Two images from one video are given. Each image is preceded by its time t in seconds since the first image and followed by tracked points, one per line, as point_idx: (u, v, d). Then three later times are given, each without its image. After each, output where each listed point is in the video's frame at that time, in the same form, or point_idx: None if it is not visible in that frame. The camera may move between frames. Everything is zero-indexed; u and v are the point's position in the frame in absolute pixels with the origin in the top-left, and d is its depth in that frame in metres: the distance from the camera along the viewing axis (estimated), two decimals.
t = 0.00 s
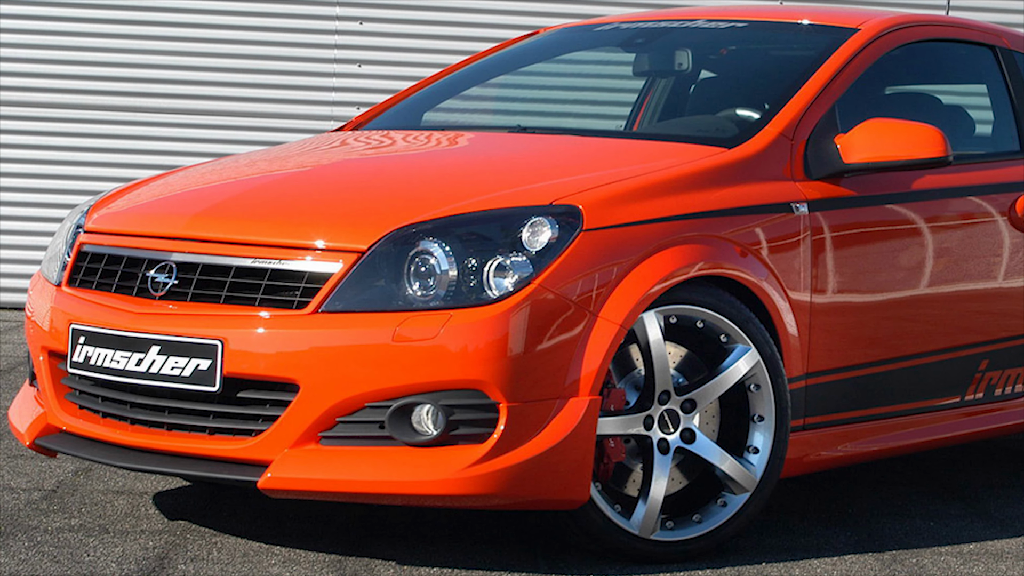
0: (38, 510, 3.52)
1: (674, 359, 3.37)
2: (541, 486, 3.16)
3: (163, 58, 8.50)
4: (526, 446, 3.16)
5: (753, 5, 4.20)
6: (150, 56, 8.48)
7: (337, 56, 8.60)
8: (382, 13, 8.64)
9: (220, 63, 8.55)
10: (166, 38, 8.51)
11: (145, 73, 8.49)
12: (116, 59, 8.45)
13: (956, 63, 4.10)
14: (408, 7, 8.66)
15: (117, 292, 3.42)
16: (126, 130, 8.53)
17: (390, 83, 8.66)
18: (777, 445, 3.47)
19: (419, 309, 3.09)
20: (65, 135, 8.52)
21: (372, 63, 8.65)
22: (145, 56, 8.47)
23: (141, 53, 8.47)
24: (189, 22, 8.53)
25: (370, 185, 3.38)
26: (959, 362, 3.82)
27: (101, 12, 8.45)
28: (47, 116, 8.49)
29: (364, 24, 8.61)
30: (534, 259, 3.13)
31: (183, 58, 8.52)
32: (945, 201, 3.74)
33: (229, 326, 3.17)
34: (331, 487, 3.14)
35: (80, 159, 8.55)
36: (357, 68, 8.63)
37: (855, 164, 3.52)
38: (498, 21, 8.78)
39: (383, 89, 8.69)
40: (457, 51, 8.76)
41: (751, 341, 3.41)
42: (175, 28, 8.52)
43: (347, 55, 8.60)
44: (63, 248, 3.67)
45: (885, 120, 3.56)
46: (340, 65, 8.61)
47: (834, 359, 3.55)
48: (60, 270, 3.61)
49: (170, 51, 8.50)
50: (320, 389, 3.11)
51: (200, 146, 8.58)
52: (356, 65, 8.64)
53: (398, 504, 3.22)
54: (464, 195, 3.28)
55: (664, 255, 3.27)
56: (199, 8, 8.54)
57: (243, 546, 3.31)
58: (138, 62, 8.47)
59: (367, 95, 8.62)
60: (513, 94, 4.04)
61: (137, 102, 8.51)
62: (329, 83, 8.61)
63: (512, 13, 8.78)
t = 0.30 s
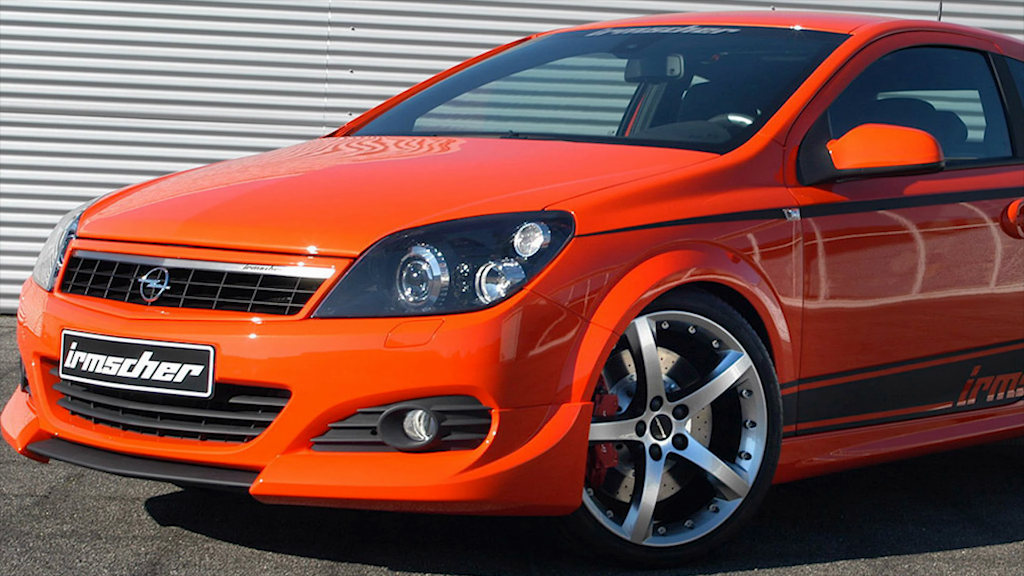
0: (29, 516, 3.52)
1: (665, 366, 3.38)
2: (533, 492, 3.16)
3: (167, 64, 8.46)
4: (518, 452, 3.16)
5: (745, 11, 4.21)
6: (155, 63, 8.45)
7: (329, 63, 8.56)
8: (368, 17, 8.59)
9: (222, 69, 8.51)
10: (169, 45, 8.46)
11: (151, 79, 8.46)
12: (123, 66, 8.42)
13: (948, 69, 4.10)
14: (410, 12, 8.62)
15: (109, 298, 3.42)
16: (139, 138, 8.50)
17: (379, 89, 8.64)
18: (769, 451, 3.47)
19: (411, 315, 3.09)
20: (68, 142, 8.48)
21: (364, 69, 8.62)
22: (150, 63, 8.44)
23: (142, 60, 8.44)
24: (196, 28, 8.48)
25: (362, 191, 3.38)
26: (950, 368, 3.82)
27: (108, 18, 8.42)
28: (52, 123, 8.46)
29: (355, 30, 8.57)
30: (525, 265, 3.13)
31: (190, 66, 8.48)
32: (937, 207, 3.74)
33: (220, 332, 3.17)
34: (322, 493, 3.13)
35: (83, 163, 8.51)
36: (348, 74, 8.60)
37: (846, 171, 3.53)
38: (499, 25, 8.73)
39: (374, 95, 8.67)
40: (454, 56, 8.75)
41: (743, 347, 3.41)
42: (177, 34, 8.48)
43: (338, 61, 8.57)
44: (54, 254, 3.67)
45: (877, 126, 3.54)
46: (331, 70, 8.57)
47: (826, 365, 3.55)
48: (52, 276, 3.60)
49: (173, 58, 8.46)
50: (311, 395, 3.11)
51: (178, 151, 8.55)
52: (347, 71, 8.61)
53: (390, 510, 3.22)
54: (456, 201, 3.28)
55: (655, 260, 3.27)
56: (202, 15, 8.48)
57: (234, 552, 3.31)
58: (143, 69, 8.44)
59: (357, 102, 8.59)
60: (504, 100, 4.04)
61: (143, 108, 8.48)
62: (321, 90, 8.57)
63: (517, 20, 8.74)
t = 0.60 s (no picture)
0: (21, 522, 3.52)
1: (657, 371, 3.38)
2: (524, 498, 3.16)
3: (169, 71, 8.44)
4: (509, 458, 3.16)
5: (737, 16, 4.21)
6: (158, 68, 8.42)
7: (321, 68, 8.55)
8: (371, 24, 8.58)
9: (228, 75, 8.50)
10: (171, 51, 8.44)
11: (156, 84, 8.44)
12: (125, 72, 8.40)
13: (939, 74, 4.10)
14: (413, 19, 8.59)
15: (101, 304, 3.42)
16: (140, 143, 8.51)
17: (369, 94, 8.61)
18: (761, 457, 3.47)
19: (403, 320, 3.09)
20: (68, 148, 8.52)
21: (356, 75, 8.59)
22: (155, 69, 8.42)
23: (147, 66, 8.42)
24: (196, 34, 8.47)
25: (354, 197, 3.38)
26: (942, 373, 3.82)
27: (106, 24, 8.40)
28: (53, 129, 8.48)
29: (348, 36, 8.55)
30: (517, 270, 3.13)
31: (193, 72, 8.47)
32: (929, 213, 3.74)
33: (212, 338, 3.17)
34: (314, 499, 3.13)
35: (82, 170, 8.54)
36: (340, 79, 8.58)
37: (838, 176, 3.53)
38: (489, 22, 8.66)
39: (366, 101, 8.65)
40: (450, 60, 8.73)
41: (735, 352, 3.41)
42: (180, 40, 8.46)
43: (330, 66, 8.55)
44: (46, 260, 3.67)
45: (868, 132, 3.55)
46: (323, 76, 8.56)
47: (818, 371, 3.55)
48: (44, 281, 3.61)
49: (176, 63, 8.44)
50: (303, 401, 3.11)
51: (181, 157, 8.54)
52: (339, 77, 8.58)
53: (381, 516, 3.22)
54: (448, 207, 3.28)
55: (647, 266, 3.27)
56: (207, 21, 8.47)
57: (226, 558, 3.31)
58: (148, 75, 8.42)
59: (347, 107, 8.57)
60: (496, 106, 4.04)
61: (142, 114, 8.47)
62: (313, 95, 8.57)
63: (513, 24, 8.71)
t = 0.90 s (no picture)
0: (13, 528, 3.52)
1: (649, 377, 3.38)
2: (516, 504, 3.16)
3: (166, 78, 8.45)
4: (501, 464, 3.15)
5: (729, 23, 4.21)
6: (155, 75, 8.44)
7: (313, 75, 8.56)
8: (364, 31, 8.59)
9: (225, 82, 8.51)
10: (168, 58, 8.46)
11: (153, 91, 8.45)
12: (119, 79, 8.41)
13: (931, 81, 4.10)
14: (408, 25, 8.61)
15: (93, 310, 3.42)
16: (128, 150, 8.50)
17: (362, 101, 8.63)
18: (753, 463, 3.47)
19: (395, 327, 3.09)
20: (65, 154, 8.52)
21: (347, 82, 8.61)
22: (153, 76, 8.44)
23: (146, 73, 8.43)
24: (193, 42, 8.48)
25: (345, 204, 3.38)
26: (934, 380, 3.82)
27: (104, 31, 8.41)
28: (51, 136, 8.48)
29: (340, 42, 8.57)
30: (509, 276, 3.13)
31: (185, 78, 8.47)
32: (921, 219, 3.74)
33: (204, 344, 3.16)
34: (306, 505, 3.13)
35: (75, 176, 8.52)
36: (332, 86, 8.60)
37: (830, 183, 3.53)
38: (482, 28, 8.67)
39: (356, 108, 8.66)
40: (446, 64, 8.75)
41: (727, 359, 3.41)
42: (177, 47, 8.47)
43: (322, 73, 8.57)
44: (38, 266, 3.67)
45: (861, 138, 3.54)
46: (315, 83, 8.57)
47: (810, 377, 3.55)
48: (36, 288, 3.61)
49: (173, 71, 8.46)
50: (295, 407, 3.11)
51: (173, 163, 8.54)
52: (331, 83, 8.60)
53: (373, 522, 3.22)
54: (439, 213, 3.29)
55: (639, 272, 3.27)
56: (203, 28, 8.48)
57: (218, 564, 3.31)
58: (145, 82, 8.43)
59: (340, 114, 8.58)
60: (488, 112, 4.04)
61: (139, 120, 8.47)
62: (305, 101, 8.58)
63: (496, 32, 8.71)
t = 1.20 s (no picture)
0: (5, 534, 3.52)
1: (641, 383, 3.38)
2: (508, 510, 3.16)
3: (167, 84, 8.43)
4: (494, 470, 3.15)
5: (721, 28, 4.22)
6: (157, 82, 8.41)
7: (305, 80, 8.56)
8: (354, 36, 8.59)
9: (228, 89, 8.50)
10: (164, 63, 8.43)
11: (152, 97, 8.43)
12: (112, 84, 8.39)
13: (924, 86, 4.10)
14: (410, 32, 8.60)
15: (86, 316, 3.42)
16: (134, 156, 8.50)
17: (356, 107, 8.62)
18: (745, 469, 3.47)
19: (387, 332, 3.08)
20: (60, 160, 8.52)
21: (339, 87, 8.61)
22: (150, 82, 8.41)
23: (142, 78, 8.40)
24: (191, 47, 8.45)
25: (337, 209, 3.38)
26: (926, 386, 3.82)
27: (101, 37, 8.39)
28: (52, 142, 8.47)
29: (332, 48, 8.56)
30: (502, 282, 3.13)
31: (181, 84, 8.45)
32: (913, 225, 3.74)
33: (197, 350, 3.16)
34: (298, 511, 3.12)
35: (73, 182, 8.54)
36: (325, 92, 8.60)
37: (822, 188, 3.53)
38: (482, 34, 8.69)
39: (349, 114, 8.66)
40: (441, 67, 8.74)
41: (720, 365, 3.41)
42: (173, 53, 8.44)
43: (315, 79, 8.56)
44: (30, 272, 3.67)
45: (853, 144, 3.55)
46: (307, 89, 8.58)
47: (802, 383, 3.55)
48: (28, 294, 3.61)
49: (171, 77, 8.43)
50: (288, 413, 3.11)
51: (172, 170, 8.52)
52: (324, 89, 8.60)
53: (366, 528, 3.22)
54: (431, 219, 3.28)
55: (632, 278, 3.27)
56: (200, 34, 8.45)
57: (210, 570, 3.30)
58: (142, 88, 8.40)
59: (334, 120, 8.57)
60: (480, 118, 4.04)
61: (138, 126, 8.46)
62: (298, 107, 8.58)
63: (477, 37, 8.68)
